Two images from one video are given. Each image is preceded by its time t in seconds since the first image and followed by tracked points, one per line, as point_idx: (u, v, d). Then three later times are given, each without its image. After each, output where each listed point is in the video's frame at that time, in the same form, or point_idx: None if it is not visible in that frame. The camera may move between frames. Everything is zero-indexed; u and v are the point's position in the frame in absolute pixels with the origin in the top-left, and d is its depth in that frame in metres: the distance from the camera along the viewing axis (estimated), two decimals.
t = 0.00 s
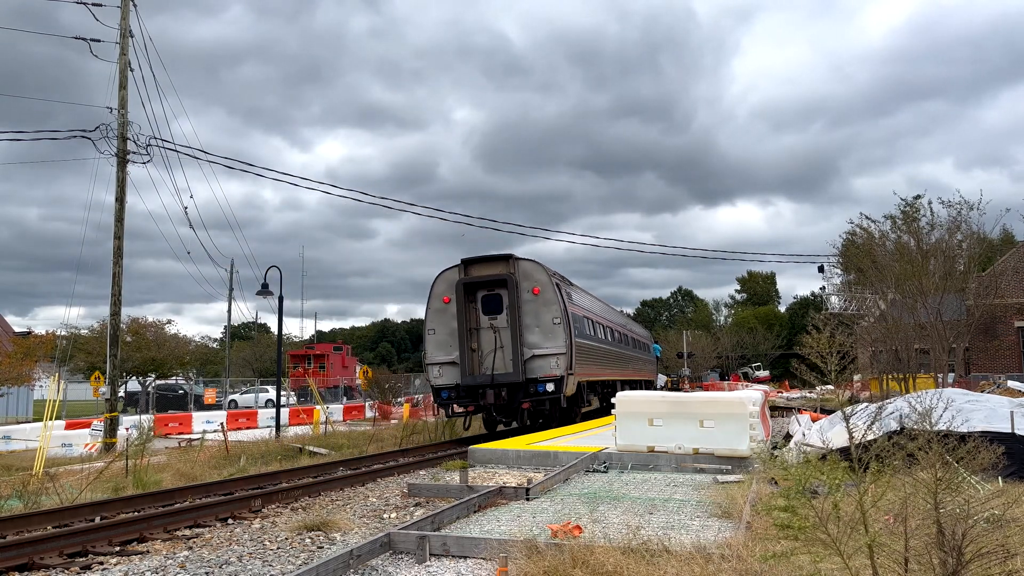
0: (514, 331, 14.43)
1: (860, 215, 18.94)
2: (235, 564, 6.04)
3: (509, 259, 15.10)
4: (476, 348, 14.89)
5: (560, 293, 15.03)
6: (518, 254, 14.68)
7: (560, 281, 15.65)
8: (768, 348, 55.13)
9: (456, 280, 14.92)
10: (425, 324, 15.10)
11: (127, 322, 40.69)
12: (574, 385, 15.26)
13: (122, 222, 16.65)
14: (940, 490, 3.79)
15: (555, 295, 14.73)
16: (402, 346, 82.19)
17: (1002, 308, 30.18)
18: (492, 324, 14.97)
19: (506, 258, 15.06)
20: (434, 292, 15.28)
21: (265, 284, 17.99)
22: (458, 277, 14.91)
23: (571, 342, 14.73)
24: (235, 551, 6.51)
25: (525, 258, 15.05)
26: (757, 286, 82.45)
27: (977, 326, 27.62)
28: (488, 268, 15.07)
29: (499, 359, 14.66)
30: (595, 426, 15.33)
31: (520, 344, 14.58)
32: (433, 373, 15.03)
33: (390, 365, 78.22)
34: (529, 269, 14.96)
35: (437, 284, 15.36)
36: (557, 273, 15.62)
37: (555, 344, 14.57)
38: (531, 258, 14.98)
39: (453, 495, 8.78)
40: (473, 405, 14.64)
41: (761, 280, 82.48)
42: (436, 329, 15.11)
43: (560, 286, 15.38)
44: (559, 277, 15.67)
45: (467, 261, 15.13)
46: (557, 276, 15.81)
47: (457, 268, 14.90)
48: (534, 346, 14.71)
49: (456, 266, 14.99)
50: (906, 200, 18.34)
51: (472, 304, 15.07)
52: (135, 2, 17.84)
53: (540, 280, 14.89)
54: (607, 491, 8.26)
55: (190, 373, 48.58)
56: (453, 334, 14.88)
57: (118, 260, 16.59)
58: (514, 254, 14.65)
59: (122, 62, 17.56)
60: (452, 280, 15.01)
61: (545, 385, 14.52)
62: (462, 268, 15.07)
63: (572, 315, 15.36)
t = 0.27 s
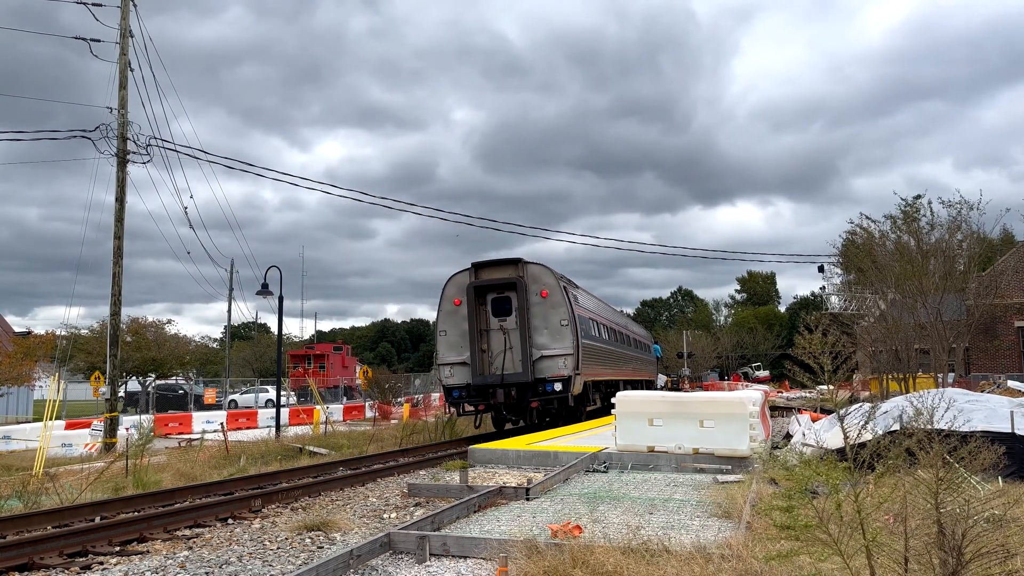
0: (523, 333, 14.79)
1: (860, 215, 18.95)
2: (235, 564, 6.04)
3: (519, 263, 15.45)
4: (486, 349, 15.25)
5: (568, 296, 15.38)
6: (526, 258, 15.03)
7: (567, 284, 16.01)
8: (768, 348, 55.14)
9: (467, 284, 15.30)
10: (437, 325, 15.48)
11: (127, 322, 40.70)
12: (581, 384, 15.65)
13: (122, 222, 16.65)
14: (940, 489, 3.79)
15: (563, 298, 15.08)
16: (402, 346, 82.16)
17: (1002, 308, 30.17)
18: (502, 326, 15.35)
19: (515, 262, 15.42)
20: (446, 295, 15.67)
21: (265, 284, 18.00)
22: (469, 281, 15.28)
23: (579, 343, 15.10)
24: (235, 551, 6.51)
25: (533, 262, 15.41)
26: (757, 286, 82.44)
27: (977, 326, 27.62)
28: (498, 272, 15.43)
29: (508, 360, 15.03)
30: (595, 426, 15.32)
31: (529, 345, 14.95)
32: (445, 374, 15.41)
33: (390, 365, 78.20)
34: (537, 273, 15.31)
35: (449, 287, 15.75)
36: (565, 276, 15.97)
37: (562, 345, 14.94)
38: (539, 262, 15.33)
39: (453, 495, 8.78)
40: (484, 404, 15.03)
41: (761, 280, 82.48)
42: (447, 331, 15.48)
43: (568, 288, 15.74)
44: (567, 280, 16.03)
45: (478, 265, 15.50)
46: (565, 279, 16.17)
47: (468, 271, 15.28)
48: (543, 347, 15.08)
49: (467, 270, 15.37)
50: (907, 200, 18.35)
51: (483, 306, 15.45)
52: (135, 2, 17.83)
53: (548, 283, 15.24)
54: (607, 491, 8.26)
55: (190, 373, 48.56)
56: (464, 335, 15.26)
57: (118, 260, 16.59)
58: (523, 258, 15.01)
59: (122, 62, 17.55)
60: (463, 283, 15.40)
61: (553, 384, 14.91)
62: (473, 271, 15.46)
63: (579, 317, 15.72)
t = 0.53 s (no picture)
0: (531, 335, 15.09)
1: (860, 215, 18.96)
2: (235, 564, 6.04)
3: (527, 266, 15.68)
4: (496, 350, 15.58)
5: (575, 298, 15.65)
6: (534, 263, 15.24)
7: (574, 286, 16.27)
8: (768, 348, 55.16)
9: (477, 287, 15.57)
10: (448, 327, 15.80)
11: (127, 322, 40.72)
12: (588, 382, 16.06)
13: (122, 222, 16.65)
14: (940, 490, 3.80)
15: (571, 301, 15.36)
16: (401, 346, 82.16)
17: (1002, 308, 30.17)
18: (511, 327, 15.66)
19: (523, 265, 15.65)
20: (456, 297, 15.94)
21: (265, 284, 18.00)
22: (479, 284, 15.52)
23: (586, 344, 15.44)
24: (235, 551, 6.52)
25: (541, 265, 15.64)
26: (757, 286, 82.44)
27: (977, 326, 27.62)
28: (507, 275, 15.66)
29: (518, 361, 15.38)
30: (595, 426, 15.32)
31: (537, 346, 15.29)
32: (456, 374, 15.77)
33: (390, 365, 78.19)
34: (545, 276, 15.55)
35: (460, 290, 16.00)
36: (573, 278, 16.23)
37: (569, 346, 15.29)
38: (547, 265, 15.57)
39: (453, 495, 8.78)
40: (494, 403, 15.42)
41: (761, 280, 82.49)
42: (458, 332, 15.78)
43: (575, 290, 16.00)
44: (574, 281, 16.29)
45: (487, 268, 15.72)
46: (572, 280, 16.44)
47: (478, 275, 15.57)
48: (551, 348, 15.42)
49: (477, 273, 15.61)
50: (907, 200, 18.36)
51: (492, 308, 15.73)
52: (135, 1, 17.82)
53: (556, 286, 15.49)
54: (607, 491, 8.26)
55: (190, 373, 48.59)
56: (474, 337, 15.57)
57: (118, 261, 16.60)
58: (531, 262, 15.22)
59: (122, 62, 17.54)
60: (473, 286, 15.69)
61: (560, 384, 15.32)
62: (483, 275, 15.74)
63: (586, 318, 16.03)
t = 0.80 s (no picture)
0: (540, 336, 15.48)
1: (861, 215, 18.97)
2: (235, 564, 6.04)
3: (535, 270, 16.15)
4: (505, 351, 15.97)
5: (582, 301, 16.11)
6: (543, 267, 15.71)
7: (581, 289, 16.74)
8: (768, 348, 55.17)
9: (488, 290, 16.01)
10: (458, 329, 16.14)
11: (127, 322, 40.72)
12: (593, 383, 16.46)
13: (122, 222, 16.64)
14: (939, 490, 3.80)
15: (578, 303, 15.81)
16: (401, 346, 82.18)
17: (1002, 308, 30.18)
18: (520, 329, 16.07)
19: (532, 269, 16.12)
20: (467, 300, 16.34)
21: (265, 284, 18.01)
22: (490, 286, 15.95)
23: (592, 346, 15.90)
24: (235, 551, 6.52)
25: (549, 269, 16.12)
26: (757, 286, 82.44)
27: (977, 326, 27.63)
28: (516, 279, 16.13)
29: (527, 361, 15.79)
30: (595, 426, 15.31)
31: (545, 347, 15.71)
32: (466, 374, 16.10)
33: (390, 365, 78.19)
34: (552, 279, 16.02)
35: (470, 293, 16.41)
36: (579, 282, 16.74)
37: (576, 347, 15.71)
38: (555, 269, 16.04)
39: (453, 495, 8.78)
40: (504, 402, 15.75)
41: (761, 280, 82.49)
42: (468, 334, 16.14)
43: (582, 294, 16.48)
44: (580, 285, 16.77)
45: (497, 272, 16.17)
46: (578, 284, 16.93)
47: (488, 278, 15.99)
48: (558, 349, 15.84)
49: (487, 276, 16.04)
50: (907, 200, 18.36)
51: (502, 311, 16.13)
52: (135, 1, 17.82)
53: (563, 289, 15.95)
54: (607, 491, 8.26)
55: (190, 373, 48.59)
56: (484, 338, 15.95)
57: (118, 261, 16.60)
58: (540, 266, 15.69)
59: (122, 62, 17.54)
60: (483, 289, 16.11)
61: (568, 383, 15.72)
62: (493, 278, 16.18)
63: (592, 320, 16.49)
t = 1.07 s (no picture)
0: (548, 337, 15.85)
1: (861, 215, 18.96)
2: (235, 564, 6.04)
3: (543, 273, 16.47)
4: (514, 351, 16.33)
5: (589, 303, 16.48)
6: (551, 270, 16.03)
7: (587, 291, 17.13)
8: (768, 348, 55.21)
9: (497, 292, 16.34)
10: (467, 330, 16.48)
11: (127, 322, 40.73)
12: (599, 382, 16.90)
13: (122, 222, 16.64)
14: (938, 490, 3.80)
15: (584, 306, 16.19)
16: (401, 346, 82.18)
17: (1002, 308, 30.19)
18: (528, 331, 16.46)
19: (540, 272, 16.44)
20: (475, 302, 16.64)
21: (265, 284, 18.01)
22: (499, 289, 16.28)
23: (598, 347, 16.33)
24: (235, 551, 6.52)
25: (557, 272, 16.44)
26: (757, 286, 82.46)
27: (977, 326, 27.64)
28: (525, 282, 16.46)
29: (535, 362, 16.17)
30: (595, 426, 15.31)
31: (553, 348, 16.10)
32: (476, 373, 16.46)
33: (390, 365, 78.21)
34: (560, 282, 16.36)
35: (479, 295, 16.71)
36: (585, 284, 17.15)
37: (583, 348, 16.13)
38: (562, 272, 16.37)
39: (453, 495, 8.78)
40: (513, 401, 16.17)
41: (761, 280, 82.51)
42: (478, 335, 16.46)
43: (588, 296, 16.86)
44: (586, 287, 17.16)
45: (506, 274, 16.48)
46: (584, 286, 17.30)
47: (497, 281, 16.31)
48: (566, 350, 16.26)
49: (496, 279, 16.34)
50: (907, 200, 18.35)
51: (511, 313, 16.48)
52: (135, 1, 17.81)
53: (570, 291, 16.29)
54: (607, 491, 8.26)
55: (190, 373, 48.59)
56: (494, 339, 16.31)
57: (118, 261, 16.60)
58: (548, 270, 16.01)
59: (122, 62, 17.54)
60: (492, 292, 16.43)
61: (575, 383, 16.17)
62: (501, 281, 16.50)
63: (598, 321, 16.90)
